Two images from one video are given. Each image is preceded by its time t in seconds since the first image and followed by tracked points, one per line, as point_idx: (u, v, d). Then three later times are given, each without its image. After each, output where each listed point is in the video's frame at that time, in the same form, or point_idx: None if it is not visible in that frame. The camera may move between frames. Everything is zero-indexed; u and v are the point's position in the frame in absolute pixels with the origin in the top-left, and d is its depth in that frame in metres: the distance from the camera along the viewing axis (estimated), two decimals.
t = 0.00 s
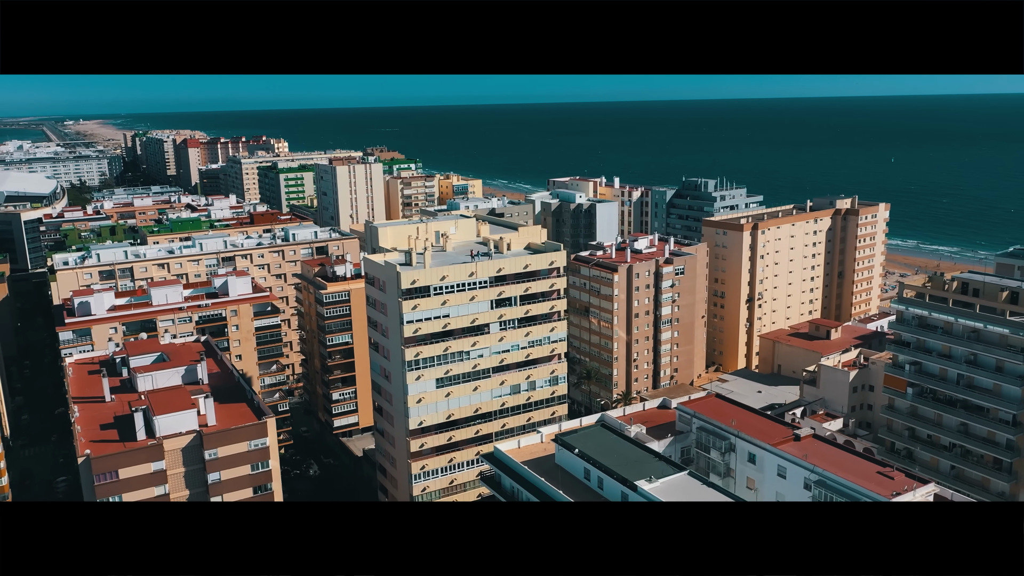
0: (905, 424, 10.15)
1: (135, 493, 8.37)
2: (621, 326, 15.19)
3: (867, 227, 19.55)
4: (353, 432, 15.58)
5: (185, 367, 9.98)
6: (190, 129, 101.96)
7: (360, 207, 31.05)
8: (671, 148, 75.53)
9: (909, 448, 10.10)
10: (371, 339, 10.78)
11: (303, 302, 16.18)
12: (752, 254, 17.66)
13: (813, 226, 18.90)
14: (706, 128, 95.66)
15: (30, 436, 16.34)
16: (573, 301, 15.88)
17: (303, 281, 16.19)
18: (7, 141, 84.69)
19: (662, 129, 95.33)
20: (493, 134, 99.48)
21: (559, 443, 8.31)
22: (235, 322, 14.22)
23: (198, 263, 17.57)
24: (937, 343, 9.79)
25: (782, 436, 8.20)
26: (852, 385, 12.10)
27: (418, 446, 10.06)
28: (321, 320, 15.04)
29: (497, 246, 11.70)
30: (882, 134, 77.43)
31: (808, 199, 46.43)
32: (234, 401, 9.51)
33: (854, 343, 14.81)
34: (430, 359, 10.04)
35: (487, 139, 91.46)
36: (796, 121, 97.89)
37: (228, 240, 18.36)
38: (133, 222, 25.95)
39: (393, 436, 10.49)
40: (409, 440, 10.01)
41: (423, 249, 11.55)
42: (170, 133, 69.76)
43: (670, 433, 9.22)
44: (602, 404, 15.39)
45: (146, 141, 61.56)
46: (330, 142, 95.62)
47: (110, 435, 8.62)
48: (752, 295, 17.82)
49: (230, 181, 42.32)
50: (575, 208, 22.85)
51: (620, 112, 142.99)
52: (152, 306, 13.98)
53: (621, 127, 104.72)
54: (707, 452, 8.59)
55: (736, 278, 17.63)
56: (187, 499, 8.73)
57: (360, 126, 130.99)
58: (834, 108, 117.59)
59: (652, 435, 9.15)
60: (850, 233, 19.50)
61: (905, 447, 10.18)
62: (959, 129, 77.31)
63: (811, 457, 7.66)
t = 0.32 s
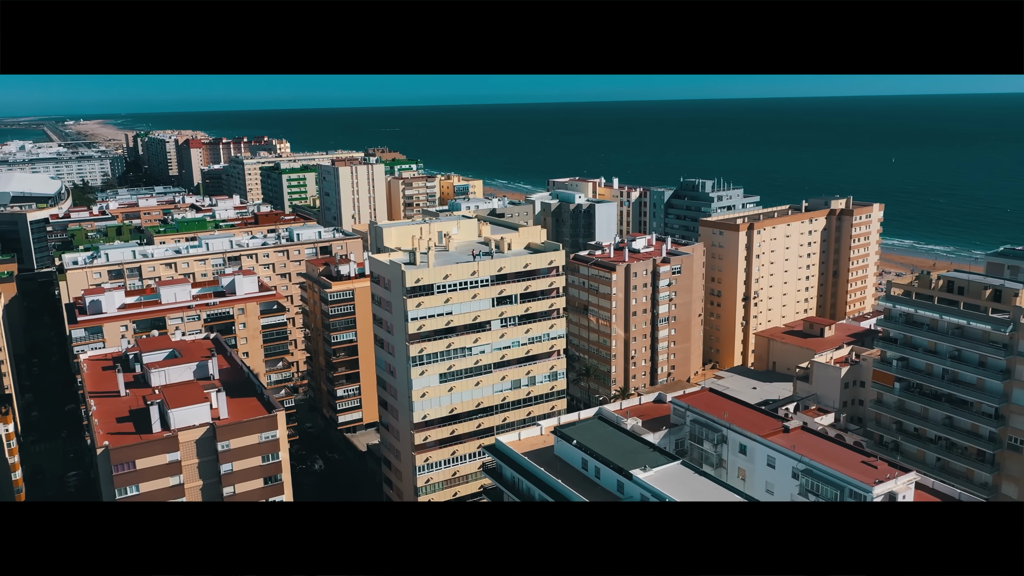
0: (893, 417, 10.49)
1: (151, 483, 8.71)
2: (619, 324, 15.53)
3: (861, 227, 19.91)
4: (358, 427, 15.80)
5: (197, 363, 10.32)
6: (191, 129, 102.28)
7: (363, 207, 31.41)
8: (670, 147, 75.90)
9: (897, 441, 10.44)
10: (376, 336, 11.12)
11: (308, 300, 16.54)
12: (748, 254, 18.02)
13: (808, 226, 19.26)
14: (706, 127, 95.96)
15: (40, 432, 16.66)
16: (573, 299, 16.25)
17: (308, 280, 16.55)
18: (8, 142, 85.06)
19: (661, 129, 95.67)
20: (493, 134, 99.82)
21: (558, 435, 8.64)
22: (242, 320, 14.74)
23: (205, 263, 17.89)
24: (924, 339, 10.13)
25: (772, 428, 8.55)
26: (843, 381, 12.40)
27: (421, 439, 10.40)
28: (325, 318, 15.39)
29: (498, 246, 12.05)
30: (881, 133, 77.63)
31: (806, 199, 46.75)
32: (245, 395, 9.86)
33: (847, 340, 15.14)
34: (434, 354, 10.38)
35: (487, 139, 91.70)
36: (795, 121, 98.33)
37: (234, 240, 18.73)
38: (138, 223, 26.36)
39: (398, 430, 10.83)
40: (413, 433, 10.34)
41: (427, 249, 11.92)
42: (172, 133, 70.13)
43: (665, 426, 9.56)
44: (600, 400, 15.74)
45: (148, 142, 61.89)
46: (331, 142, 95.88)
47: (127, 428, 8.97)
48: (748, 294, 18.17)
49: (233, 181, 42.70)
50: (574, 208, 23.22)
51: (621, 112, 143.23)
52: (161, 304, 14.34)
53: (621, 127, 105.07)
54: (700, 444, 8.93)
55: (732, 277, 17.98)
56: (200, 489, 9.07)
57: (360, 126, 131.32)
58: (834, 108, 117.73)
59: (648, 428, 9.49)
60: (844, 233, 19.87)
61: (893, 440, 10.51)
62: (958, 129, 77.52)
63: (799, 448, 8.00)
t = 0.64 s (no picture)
0: (881, 412, 10.79)
1: (166, 473, 9.08)
2: (617, 322, 15.86)
3: (855, 226, 20.23)
4: (360, 424, 16.32)
5: (207, 359, 10.63)
6: (191, 129, 102.50)
7: (364, 207, 31.76)
8: (670, 147, 76.21)
9: (885, 435, 10.75)
10: (381, 333, 11.46)
11: (313, 299, 16.88)
12: (744, 253, 18.36)
13: (804, 226, 19.61)
14: (705, 126, 96.23)
15: (49, 428, 16.97)
16: (572, 297, 16.62)
17: (313, 279, 16.90)
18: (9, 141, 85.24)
19: (661, 128, 95.91)
20: (493, 133, 100.10)
21: (558, 427, 9.00)
22: (249, 318, 15.10)
23: (211, 262, 18.23)
24: (911, 335, 10.46)
25: (762, 421, 8.90)
26: (835, 377, 12.71)
27: (425, 432, 10.76)
28: (330, 316, 15.69)
29: (499, 245, 12.40)
30: (880, 133, 77.69)
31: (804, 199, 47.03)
32: (255, 389, 10.23)
33: (840, 338, 15.48)
34: (437, 350, 10.73)
35: (486, 138, 91.93)
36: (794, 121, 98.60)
37: (239, 239, 19.09)
38: (143, 223, 26.73)
39: (402, 424, 11.18)
40: (418, 426, 10.70)
41: (430, 248, 12.27)
42: (174, 132, 70.41)
43: (660, 419, 9.91)
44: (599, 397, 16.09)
45: (149, 142, 62.14)
46: (331, 142, 96.10)
47: (142, 420, 9.33)
48: (744, 293, 18.51)
49: (235, 181, 43.00)
50: (574, 209, 23.57)
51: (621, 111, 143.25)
52: (170, 303, 14.69)
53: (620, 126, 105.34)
54: (694, 436, 9.27)
55: (729, 276, 18.34)
56: (213, 480, 9.41)
57: (360, 126, 131.59)
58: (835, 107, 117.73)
59: (643, 420, 9.83)
60: (839, 232, 20.19)
61: (882, 433, 10.83)
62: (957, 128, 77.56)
63: (788, 439, 8.35)
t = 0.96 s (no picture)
0: (870, 406, 11.14)
1: (179, 464, 9.42)
2: (615, 320, 16.20)
3: (850, 226, 20.58)
4: (364, 420, 16.70)
5: (217, 354, 10.99)
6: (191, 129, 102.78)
7: (366, 208, 32.16)
8: (669, 147, 76.53)
9: (873, 428, 11.10)
10: (385, 329, 11.81)
11: (317, 298, 17.22)
12: (739, 253, 18.71)
13: (799, 226, 19.96)
14: (705, 126, 96.55)
15: (58, 425, 17.25)
16: (571, 296, 16.97)
17: (317, 278, 17.23)
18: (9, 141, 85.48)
19: (660, 129, 96.22)
20: (493, 134, 100.38)
21: (556, 420, 9.35)
22: (255, 316, 15.49)
23: (217, 262, 18.59)
24: (898, 332, 10.82)
25: (753, 414, 9.25)
26: (827, 373, 13.02)
27: (428, 426, 11.10)
28: (335, 315, 16.03)
29: (500, 245, 12.74)
30: (879, 133, 77.89)
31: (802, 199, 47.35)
32: (264, 384, 10.59)
33: (834, 336, 15.82)
34: (440, 346, 11.09)
35: (486, 138, 92.22)
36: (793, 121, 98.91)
37: (244, 239, 19.45)
38: (148, 223, 27.09)
39: (406, 418, 11.52)
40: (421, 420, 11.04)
41: (432, 248, 12.62)
42: (175, 133, 70.73)
43: (655, 413, 10.25)
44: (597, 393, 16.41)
45: (151, 142, 62.48)
46: (331, 142, 96.34)
47: (156, 414, 9.68)
48: (740, 292, 18.85)
49: (237, 182, 43.34)
50: (573, 209, 23.92)
51: (622, 111, 143.48)
52: (178, 301, 15.05)
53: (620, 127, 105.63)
54: (688, 429, 9.63)
55: (725, 274, 18.68)
56: (224, 471, 9.77)
57: (360, 126, 131.87)
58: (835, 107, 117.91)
59: (639, 414, 10.18)
60: (834, 232, 20.53)
61: (870, 427, 11.17)
62: (956, 127, 77.71)
63: (777, 430, 8.69)
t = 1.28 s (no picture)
0: (860, 401, 11.50)
1: (192, 456, 9.77)
2: (613, 318, 16.56)
3: (845, 226, 20.94)
4: (367, 416, 17.03)
5: (226, 351, 11.32)
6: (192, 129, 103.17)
7: (368, 208, 32.55)
8: (668, 147, 76.84)
9: (863, 423, 11.46)
10: (390, 327, 12.15)
11: (321, 297, 17.55)
12: (736, 252, 19.05)
13: (794, 226, 20.31)
14: (704, 126, 96.87)
15: (67, 421, 17.58)
16: (570, 295, 17.31)
17: (321, 277, 17.58)
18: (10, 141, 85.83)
19: (660, 129, 96.54)
20: (492, 134, 100.73)
21: (554, 413, 9.73)
22: (261, 314, 15.90)
23: (223, 261, 18.94)
24: (887, 329, 11.17)
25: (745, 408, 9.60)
26: (820, 369, 13.30)
27: (431, 420, 11.44)
28: (339, 313, 16.39)
29: (501, 245, 13.09)
30: (877, 133, 78.06)
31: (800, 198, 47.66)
32: (272, 379, 10.96)
33: (827, 333, 16.18)
34: (443, 342, 11.44)
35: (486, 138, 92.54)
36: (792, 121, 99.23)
37: (249, 239, 19.80)
38: (153, 223, 27.45)
39: (410, 413, 11.86)
40: (424, 414, 11.39)
41: (435, 247, 12.97)
42: (176, 133, 71.03)
43: (651, 406, 10.60)
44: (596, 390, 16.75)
45: (153, 142, 62.85)
46: (331, 142, 96.67)
47: (168, 408, 10.02)
48: (736, 291, 19.22)
49: (239, 182, 43.69)
50: (572, 209, 24.27)
51: (622, 110, 143.66)
52: (186, 299, 15.40)
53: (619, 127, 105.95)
54: (682, 422, 9.96)
55: (721, 274, 19.00)
56: (235, 463, 10.12)
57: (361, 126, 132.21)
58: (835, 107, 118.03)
59: (635, 408, 10.52)
60: (829, 232, 20.90)
61: (860, 421, 11.53)
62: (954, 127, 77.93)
63: (768, 423, 9.05)
